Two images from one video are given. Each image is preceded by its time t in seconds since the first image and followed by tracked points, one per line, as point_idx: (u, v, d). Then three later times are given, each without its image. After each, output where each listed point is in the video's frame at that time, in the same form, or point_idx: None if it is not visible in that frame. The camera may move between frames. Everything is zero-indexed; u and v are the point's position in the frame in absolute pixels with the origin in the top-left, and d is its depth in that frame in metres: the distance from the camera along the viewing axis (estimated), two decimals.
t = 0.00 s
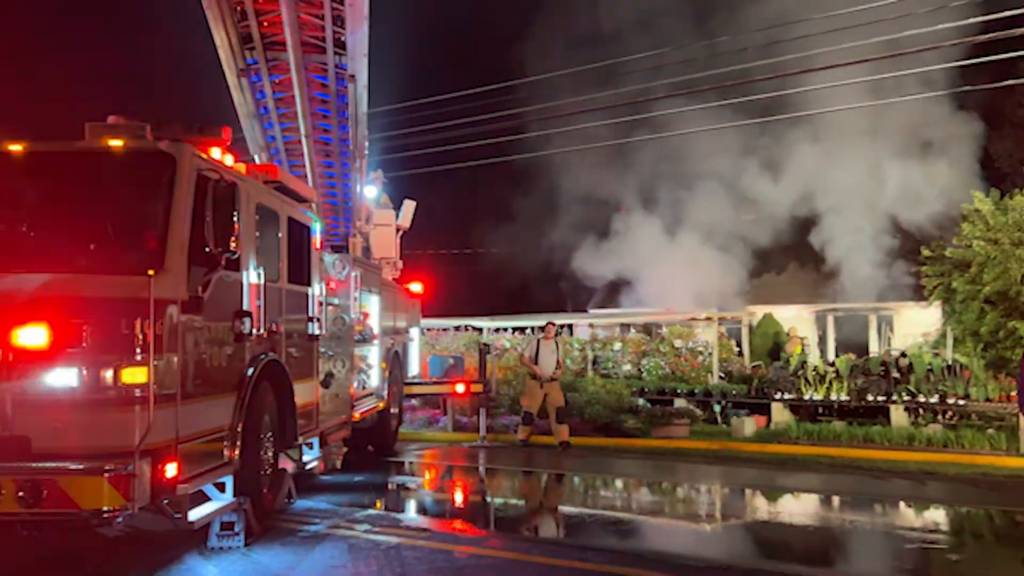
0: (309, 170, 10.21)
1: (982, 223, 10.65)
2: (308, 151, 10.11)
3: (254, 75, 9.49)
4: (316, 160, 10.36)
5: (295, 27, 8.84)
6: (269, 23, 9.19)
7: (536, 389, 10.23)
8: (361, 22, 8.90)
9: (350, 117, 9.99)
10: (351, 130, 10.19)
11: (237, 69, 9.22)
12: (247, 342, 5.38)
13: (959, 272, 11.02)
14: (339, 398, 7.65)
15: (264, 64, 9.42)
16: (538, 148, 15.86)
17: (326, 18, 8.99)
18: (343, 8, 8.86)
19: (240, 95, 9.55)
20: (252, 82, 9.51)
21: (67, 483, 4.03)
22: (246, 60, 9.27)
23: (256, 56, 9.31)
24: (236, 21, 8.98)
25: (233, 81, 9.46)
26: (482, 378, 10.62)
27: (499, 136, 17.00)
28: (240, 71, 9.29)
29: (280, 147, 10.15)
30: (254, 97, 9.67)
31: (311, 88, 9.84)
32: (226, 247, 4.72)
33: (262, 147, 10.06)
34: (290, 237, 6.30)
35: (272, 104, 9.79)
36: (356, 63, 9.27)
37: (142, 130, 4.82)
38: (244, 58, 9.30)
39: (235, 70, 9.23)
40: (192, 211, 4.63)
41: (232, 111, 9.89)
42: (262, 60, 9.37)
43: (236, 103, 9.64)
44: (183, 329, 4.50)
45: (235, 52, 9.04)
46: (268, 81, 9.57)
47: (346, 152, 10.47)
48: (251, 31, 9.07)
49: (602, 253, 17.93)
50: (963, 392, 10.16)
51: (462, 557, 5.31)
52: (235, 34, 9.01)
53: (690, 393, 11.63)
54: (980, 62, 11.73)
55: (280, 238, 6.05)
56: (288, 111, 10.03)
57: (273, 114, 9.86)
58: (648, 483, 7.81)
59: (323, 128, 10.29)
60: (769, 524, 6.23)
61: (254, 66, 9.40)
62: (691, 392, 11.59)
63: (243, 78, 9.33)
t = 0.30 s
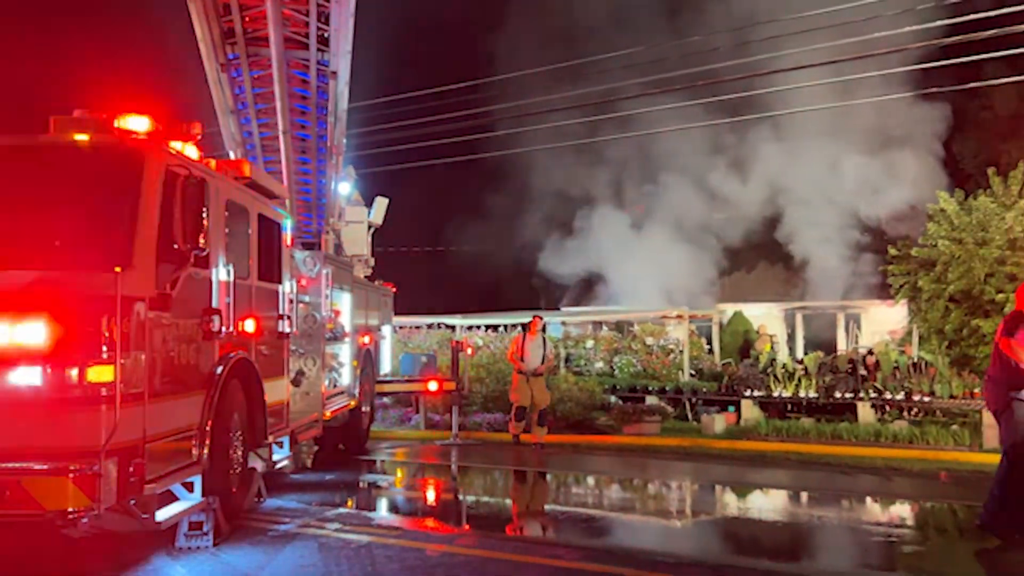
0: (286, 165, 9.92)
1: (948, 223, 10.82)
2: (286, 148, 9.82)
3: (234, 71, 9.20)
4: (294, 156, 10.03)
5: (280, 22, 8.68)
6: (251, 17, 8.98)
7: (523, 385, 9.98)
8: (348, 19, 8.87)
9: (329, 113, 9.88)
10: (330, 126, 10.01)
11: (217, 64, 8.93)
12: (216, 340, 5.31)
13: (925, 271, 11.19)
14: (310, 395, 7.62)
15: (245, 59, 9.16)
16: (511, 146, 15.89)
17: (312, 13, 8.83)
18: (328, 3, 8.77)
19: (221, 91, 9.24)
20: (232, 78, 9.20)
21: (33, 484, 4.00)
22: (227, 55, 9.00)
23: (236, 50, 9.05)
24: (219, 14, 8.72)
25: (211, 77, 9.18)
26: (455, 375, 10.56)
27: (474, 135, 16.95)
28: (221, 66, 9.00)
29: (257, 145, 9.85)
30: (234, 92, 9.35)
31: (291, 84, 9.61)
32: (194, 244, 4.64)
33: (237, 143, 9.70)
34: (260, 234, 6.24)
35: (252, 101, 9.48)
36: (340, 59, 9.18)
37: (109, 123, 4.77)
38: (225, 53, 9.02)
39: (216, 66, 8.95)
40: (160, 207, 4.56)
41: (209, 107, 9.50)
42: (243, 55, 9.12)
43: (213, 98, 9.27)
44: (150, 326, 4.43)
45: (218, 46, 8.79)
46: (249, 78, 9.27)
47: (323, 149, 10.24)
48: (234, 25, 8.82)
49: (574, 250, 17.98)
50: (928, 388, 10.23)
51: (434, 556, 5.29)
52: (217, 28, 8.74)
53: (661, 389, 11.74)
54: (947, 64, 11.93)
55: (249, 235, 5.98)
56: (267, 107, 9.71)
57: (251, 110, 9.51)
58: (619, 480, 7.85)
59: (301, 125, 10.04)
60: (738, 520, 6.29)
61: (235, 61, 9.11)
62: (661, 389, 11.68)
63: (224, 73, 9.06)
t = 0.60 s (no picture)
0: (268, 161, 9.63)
1: (921, 224, 10.94)
2: (270, 144, 9.65)
3: (222, 67, 9.39)
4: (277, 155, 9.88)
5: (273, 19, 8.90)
6: (241, 15, 9.22)
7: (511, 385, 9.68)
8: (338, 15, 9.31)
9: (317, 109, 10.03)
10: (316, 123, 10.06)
11: (206, 58, 9.14)
12: (190, 339, 5.26)
13: (898, 271, 11.33)
14: (286, 395, 7.52)
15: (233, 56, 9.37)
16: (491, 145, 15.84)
17: (303, 13, 9.20)
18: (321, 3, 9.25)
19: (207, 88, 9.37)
20: (220, 74, 9.37)
21: (3, 484, 3.95)
22: (215, 50, 9.19)
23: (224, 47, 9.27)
24: (210, 11, 9.01)
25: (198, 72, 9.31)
26: (433, 374, 10.53)
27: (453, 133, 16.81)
28: (208, 61, 9.19)
29: (240, 141, 9.78)
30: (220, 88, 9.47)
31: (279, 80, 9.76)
32: (169, 242, 4.59)
33: (220, 139, 9.64)
34: (236, 231, 6.19)
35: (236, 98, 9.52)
36: (330, 56, 9.50)
37: (81, 118, 4.74)
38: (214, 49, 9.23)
39: (204, 61, 9.17)
40: (134, 204, 4.51)
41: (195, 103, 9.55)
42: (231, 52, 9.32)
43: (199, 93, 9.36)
44: (124, 325, 4.38)
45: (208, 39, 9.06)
46: (236, 73, 9.43)
47: (306, 145, 10.15)
48: (225, 22, 9.06)
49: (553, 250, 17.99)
50: (902, 387, 10.28)
51: (412, 555, 5.28)
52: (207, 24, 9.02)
53: (639, 388, 11.67)
54: (920, 66, 12.08)
55: (225, 233, 5.93)
56: (252, 103, 9.74)
57: (236, 105, 9.51)
58: (598, 478, 7.87)
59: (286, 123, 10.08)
60: (715, 518, 6.32)
61: (223, 58, 9.32)
62: (640, 387, 11.67)
63: (211, 68, 9.22)
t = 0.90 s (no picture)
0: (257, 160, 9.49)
1: (903, 225, 11.01)
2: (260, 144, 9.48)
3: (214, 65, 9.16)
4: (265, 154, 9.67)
5: (269, 19, 8.70)
6: (236, 13, 9.02)
7: (505, 386, 9.59)
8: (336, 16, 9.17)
9: (308, 108, 9.89)
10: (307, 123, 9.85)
11: (198, 57, 8.91)
12: (173, 339, 5.22)
13: (881, 271, 11.42)
14: (269, 395, 7.55)
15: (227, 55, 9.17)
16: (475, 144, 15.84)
17: (301, 11, 9.06)
18: (320, 2, 9.09)
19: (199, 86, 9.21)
20: (213, 72, 9.18)
21: None
22: (210, 48, 8.98)
23: (218, 45, 9.06)
24: (206, 9, 8.81)
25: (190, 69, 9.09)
26: (418, 374, 10.50)
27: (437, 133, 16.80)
28: (202, 60, 8.99)
29: (229, 139, 9.68)
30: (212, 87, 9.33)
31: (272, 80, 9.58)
32: (151, 241, 4.54)
33: (209, 139, 9.51)
34: (219, 230, 6.15)
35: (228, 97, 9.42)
36: (325, 55, 9.35)
37: (65, 117, 4.46)
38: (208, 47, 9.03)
39: (195, 61, 8.94)
40: (116, 203, 4.47)
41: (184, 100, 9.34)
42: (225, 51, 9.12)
43: (191, 92, 9.21)
44: (106, 325, 4.34)
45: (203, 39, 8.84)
46: (229, 72, 9.24)
47: (296, 145, 10.09)
48: (221, 21, 8.87)
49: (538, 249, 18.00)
50: (884, 386, 10.42)
51: (396, 555, 5.27)
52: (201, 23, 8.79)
53: (623, 388, 11.61)
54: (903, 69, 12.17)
55: (208, 231, 5.88)
56: (244, 102, 9.64)
57: (228, 105, 9.45)
58: (583, 478, 7.88)
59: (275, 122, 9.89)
60: (699, 517, 6.35)
61: (216, 57, 9.11)
62: (624, 387, 11.71)
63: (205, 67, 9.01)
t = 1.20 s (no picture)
0: (252, 162, 9.64)
1: (892, 225, 11.14)
2: (257, 143, 9.59)
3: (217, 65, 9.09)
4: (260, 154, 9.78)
5: (275, 20, 8.62)
6: (239, 14, 8.95)
7: (498, 384, 9.65)
8: (341, 19, 9.06)
9: (307, 110, 9.88)
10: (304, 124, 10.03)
11: (200, 57, 8.74)
12: (162, 339, 5.20)
13: (870, 272, 11.47)
14: (260, 395, 7.49)
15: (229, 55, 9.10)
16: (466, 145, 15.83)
17: (306, 13, 8.98)
18: (325, 5, 9.01)
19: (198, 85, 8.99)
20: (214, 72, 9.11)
21: None
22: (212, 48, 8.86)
23: (221, 45, 8.99)
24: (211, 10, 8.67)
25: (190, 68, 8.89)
26: (409, 374, 10.48)
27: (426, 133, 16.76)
28: (204, 60, 8.80)
29: (225, 140, 9.67)
30: (212, 87, 9.30)
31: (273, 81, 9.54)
32: (140, 241, 4.51)
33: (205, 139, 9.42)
34: (209, 230, 6.13)
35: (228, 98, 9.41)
36: (328, 57, 9.31)
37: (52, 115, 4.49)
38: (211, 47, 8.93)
39: (197, 60, 8.75)
40: (105, 202, 4.45)
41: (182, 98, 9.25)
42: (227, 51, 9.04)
43: (190, 91, 9.01)
44: (95, 326, 4.31)
45: (206, 39, 8.67)
46: (231, 72, 9.20)
47: (291, 145, 10.24)
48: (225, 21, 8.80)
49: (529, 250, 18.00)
50: (873, 386, 10.47)
51: (386, 556, 5.27)
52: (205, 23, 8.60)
53: (613, 388, 11.77)
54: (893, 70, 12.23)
55: (198, 232, 5.87)
56: (242, 103, 9.70)
57: (226, 105, 9.43)
58: (574, 478, 7.90)
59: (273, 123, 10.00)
60: (690, 517, 6.37)
61: (219, 57, 9.03)
62: (615, 387, 11.74)
63: (207, 67, 8.84)
